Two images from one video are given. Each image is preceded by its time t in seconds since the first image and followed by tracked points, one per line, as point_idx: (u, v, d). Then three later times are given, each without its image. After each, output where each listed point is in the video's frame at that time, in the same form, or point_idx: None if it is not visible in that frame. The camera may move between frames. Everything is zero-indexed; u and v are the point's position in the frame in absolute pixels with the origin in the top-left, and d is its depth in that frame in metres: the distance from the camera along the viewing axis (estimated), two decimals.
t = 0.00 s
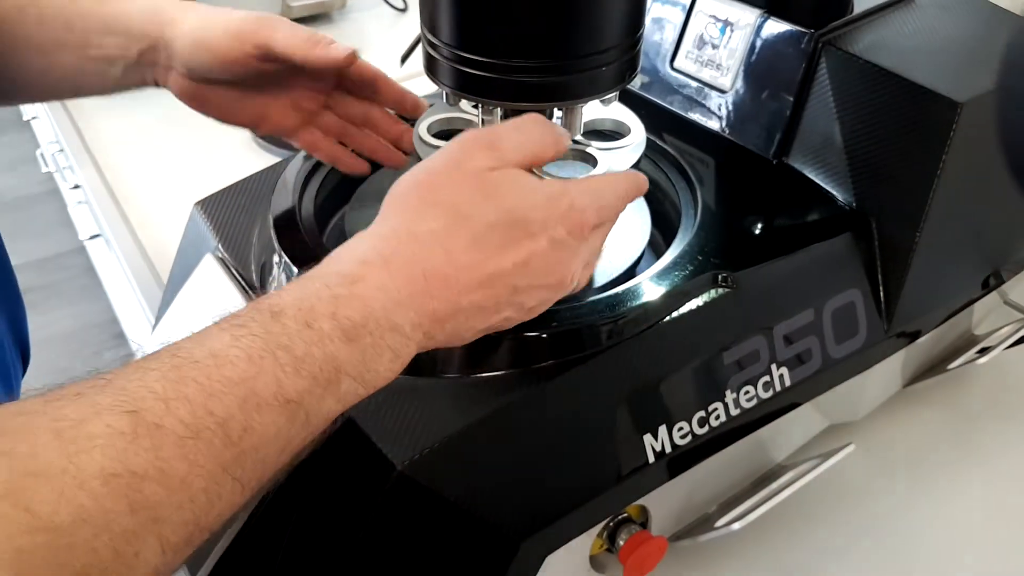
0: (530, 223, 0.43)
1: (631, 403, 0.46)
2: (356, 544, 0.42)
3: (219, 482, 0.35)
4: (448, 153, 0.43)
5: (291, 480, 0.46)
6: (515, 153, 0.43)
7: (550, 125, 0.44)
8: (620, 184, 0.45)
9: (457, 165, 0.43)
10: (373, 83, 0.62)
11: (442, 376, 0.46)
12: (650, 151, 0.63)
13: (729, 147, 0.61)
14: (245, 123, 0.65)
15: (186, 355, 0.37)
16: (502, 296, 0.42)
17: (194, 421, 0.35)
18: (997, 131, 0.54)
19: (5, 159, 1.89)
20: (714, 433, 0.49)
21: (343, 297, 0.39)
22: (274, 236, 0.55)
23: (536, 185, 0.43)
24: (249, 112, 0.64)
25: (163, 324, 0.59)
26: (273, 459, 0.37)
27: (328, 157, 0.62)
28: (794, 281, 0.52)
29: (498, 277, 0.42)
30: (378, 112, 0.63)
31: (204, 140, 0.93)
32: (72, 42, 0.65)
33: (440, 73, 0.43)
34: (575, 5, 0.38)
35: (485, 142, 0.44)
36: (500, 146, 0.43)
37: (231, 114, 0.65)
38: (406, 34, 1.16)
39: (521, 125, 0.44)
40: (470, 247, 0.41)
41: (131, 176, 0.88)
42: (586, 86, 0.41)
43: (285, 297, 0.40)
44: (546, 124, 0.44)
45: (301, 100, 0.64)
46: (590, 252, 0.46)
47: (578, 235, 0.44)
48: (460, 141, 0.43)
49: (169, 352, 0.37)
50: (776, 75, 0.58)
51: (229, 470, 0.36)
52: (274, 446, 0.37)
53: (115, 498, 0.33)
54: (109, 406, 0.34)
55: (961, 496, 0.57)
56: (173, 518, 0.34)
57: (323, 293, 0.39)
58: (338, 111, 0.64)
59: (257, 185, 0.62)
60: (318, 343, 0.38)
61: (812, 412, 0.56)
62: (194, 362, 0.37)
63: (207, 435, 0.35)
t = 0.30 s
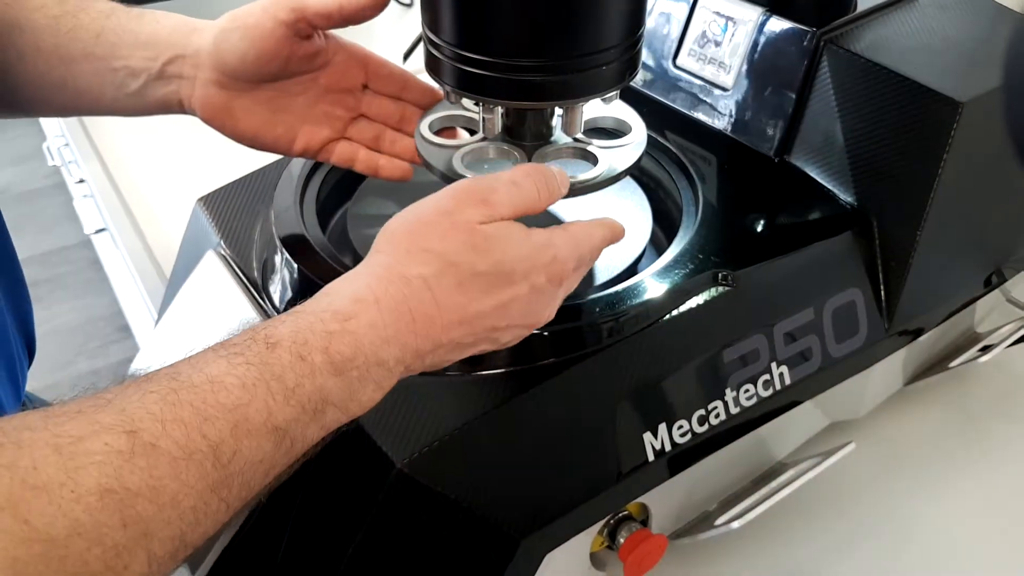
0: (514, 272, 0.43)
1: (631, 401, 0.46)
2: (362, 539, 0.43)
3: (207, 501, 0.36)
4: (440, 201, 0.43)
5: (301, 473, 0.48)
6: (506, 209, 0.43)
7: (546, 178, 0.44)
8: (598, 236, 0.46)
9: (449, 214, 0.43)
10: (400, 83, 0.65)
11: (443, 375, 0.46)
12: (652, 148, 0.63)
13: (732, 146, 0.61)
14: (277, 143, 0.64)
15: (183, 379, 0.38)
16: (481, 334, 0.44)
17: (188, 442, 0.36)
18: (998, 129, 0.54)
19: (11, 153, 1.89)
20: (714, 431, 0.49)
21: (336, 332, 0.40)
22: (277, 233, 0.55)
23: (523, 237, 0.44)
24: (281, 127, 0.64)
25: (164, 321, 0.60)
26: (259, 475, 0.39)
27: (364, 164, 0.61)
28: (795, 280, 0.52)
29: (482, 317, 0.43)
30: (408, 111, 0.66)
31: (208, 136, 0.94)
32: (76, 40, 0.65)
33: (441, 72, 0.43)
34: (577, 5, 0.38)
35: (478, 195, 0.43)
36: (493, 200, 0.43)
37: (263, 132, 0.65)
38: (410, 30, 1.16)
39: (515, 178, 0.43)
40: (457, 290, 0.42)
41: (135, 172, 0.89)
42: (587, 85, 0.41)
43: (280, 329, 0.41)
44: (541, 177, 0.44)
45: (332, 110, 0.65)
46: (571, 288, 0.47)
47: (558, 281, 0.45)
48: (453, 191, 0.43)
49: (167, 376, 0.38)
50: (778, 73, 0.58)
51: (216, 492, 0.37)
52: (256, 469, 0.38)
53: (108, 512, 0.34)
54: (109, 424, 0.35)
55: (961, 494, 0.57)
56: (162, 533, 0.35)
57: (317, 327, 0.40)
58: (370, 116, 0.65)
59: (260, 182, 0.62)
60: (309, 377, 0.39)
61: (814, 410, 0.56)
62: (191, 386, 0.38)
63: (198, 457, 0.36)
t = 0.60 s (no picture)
0: (521, 295, 0.44)
1: (637, 404, 0.46)
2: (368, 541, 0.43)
3: (213, 514, 0.37)
4: (449, 223, 0.44)
5: (307, 478, 0.48)
6: (515, 232, 0.44)
7: (557, 203, 0.44)
8: (608, 255, 0.46)
9: (458, 236, 0.44)
10: (406, 85, 0.65)
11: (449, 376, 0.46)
12: (657, 149, 0.63)
13: (736, 146, 0.61)
14: (280, 142, 0.65)
15: (194, 395, 0.38)
16: (488, 354, 0.44)
17: (197, 458, 0.36)
18: (1003, 130, 0.54)
19: (15, 151, 1.89)
20: (720, 432, 0.49)
21: (344, 350, 0.41)
22: (281, 233, 0.55)
23: (532, 260, 0.44)
24: (283, 128, 0.64)
25: (169, 322, 0.60)
26: (263, 493, 0.39)
27: (366, 167, 0.60)
28: (800, 281, 0.52)
29: (489, 338, 0.44)
30: (413, 113, 0.65)
31: (213, 136, 0.93)
32: (82, 40, 0.65)
33: (446, 73, 0.43)
34: (583, 7, 0.38)
35: (488, 218, 0.44)
36: (502, 223, 0.44)
37: (265, 132, 0.65)
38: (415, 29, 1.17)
39: (526, 202, 0.44)
40: (465, 312, 0.43)
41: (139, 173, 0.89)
42: (593, 87, 0.41)
43: (288, 345, 0.42)
44: (551, 201, 0.44)
45: (335, 112, 0.65)
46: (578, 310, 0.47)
47: (569, 305, 0.45)
48: (465, 213, 0.44)
49: (178, 391, 0.39)
50: (783, 73, 0.58)
51: (223, 504, 0.37)
52: (262, 483, 0.39)
53: (119, 525, 0.34)
54: (120, 437, 0.36)
55: (967, 495, 0.57)
56: (169, 545, 0.36)
57: (325, 345, 0.41)
58: (375, 118, 0.65)
59: (264, 183, 0.62)
60: (317, 393, 0.40)
61: (820, 410, 0.56)
62: (200, 401, 0.38)
63: (207, 472, 0.36)
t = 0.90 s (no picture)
0: (518, 301, 0.43)
1: (640, 405, 0.46)
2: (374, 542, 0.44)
3: (210, 513, 0.37)
4: (446, 229, 0.44)
5: (310, 480, 0.48)
6: (513, 238, 0.43)
7: (559, 210, 0.44)
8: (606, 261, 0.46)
9: (456, 241, 0.43)
10: (409, 86, 0.64)
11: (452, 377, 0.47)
12: (660, 150, 0.63)
13: (739, 146, 0.61)
14: (282, 142, 0.65)
15: (192, 395, 0.38)
16: (485, 359, 0.44)
17: (195, 455, 0.36)
18: (1007, 131, 0.54)
19: (19, 153, 1.90)
20: (723, 434, 0.49)
21: (341, 352, 0.41)
22: (284, 234, 0.55)
23: (529, 266, 0.44)
24: (285, 127, 0.65)
25: (174, 324, 0.60)
26: (260, 493, 0.39)
27: (367, 169, 0.60)
28: (803, 282, 0.52)
29: (485, 343, 0.43)
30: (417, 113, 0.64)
31: (218, 138, 0.94)
32: (87, 42, 0.66)
33: (450, 75, 0.43)
34: (587, 8, 0.38)
35: (488, 223, 0.44)
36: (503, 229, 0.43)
37: (267, 131, 0.65)
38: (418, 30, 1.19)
39: (527, 209, 0.43)
40: (460, 318, 0.43)
41: (142, 174, 0.89)
42: (597, 88, 0.41)
43: (286, 347, 0.41)
44: (550, 208, 0.44)
45: (337, 112, 0.65)
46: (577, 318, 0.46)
47: (566, 311, 0.45)
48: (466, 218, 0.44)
49: (177, 391, 0.39)
50: (786, 75, 0.58)
51: (219, 503, 0.37)
52: (259, 483, 0.38)
53: (116, 521, 0.34)
54: (118, 435, 0.36)
55: (969, 496, 0.57)
56: (166, 543, 0.35)
57: (322, 347, 0.41)
58: (379, 118, 0.65)
59: (268, 184, 0.62)
60: (313, 395, 0.39)
61: (823, 411, 0.56)
62: (199, 401, 0.38)
63: (204, 470, 0.36)
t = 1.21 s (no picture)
0: (461, 300, 0.43)
1: (645, 406, 0.47)
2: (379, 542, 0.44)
3: (127, 536, 0.38)
4: (386, 227, 0.43)
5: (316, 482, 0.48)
6: (457, 237, 0.43)
7: (508, 202, 0.43)
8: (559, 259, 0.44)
9: (396, 242, 0.43)
10: (382, 73, 0.67)
11: (457, 377, 0.47)
12: (665, 153, 0.63)
13: (742, 149, 0.61)
14: (259, 121, 0.68)
15: (103, 417, 0.39)
16: (427, 355, 0.44)
17: (108, 483, 0.37)
18: (1008, 133, 0.54)
19: (22, 156, 1.90)
20: (727, 434, 0.49)
21: (271, 366, 0.41)
22: (290, 235, 0.55)
23: (476, 264, 0.43)
24: (262, 109, 0.67)
25: (180, 325, 0.60)
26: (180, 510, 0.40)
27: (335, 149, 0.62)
28: (806, 283, 0.52)
29: (426, 342, 0.43)
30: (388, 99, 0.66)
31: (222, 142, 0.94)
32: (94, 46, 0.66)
33: (455, 77, 0.43)
34: (592, 12, 0.38)
35: (430, 223, 0.43)
36: (447, 226, 0.43)
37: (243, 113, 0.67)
38: (421, 34, 1.20)
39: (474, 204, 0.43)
40: (401, 318, 0.42)
41: (147, 177, 0.89)
42: (603, 91, 0.42)
43: (208, 359, 0.41)
44: (498, 201, 0.43)
45: (313, 94, 0.67)
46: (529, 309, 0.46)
47: (511, 307, 0.44)
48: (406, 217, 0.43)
49: (90, 412, 0.39)
50: (789, 78, 0.58)
51: (135, 526, 0.38)
52: (179, 501, 0.40)
53: (21, 556, 0.35)
54: (22, 464, 0.36)
55: (971, 496, 0.57)
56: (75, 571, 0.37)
57: (252, 360, 0.41)
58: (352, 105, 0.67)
59: (274, 187, 0.62)
60: (237, 412, 0.40)
61: (826, 413, 0.57)
62: (112, 423, 0.38)
63: (118, 497, 0.37)
